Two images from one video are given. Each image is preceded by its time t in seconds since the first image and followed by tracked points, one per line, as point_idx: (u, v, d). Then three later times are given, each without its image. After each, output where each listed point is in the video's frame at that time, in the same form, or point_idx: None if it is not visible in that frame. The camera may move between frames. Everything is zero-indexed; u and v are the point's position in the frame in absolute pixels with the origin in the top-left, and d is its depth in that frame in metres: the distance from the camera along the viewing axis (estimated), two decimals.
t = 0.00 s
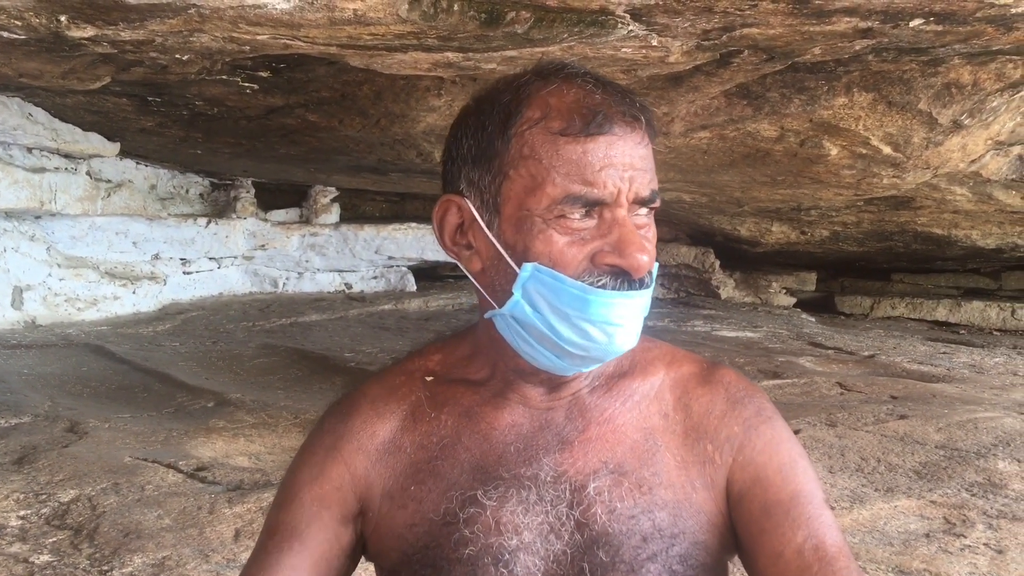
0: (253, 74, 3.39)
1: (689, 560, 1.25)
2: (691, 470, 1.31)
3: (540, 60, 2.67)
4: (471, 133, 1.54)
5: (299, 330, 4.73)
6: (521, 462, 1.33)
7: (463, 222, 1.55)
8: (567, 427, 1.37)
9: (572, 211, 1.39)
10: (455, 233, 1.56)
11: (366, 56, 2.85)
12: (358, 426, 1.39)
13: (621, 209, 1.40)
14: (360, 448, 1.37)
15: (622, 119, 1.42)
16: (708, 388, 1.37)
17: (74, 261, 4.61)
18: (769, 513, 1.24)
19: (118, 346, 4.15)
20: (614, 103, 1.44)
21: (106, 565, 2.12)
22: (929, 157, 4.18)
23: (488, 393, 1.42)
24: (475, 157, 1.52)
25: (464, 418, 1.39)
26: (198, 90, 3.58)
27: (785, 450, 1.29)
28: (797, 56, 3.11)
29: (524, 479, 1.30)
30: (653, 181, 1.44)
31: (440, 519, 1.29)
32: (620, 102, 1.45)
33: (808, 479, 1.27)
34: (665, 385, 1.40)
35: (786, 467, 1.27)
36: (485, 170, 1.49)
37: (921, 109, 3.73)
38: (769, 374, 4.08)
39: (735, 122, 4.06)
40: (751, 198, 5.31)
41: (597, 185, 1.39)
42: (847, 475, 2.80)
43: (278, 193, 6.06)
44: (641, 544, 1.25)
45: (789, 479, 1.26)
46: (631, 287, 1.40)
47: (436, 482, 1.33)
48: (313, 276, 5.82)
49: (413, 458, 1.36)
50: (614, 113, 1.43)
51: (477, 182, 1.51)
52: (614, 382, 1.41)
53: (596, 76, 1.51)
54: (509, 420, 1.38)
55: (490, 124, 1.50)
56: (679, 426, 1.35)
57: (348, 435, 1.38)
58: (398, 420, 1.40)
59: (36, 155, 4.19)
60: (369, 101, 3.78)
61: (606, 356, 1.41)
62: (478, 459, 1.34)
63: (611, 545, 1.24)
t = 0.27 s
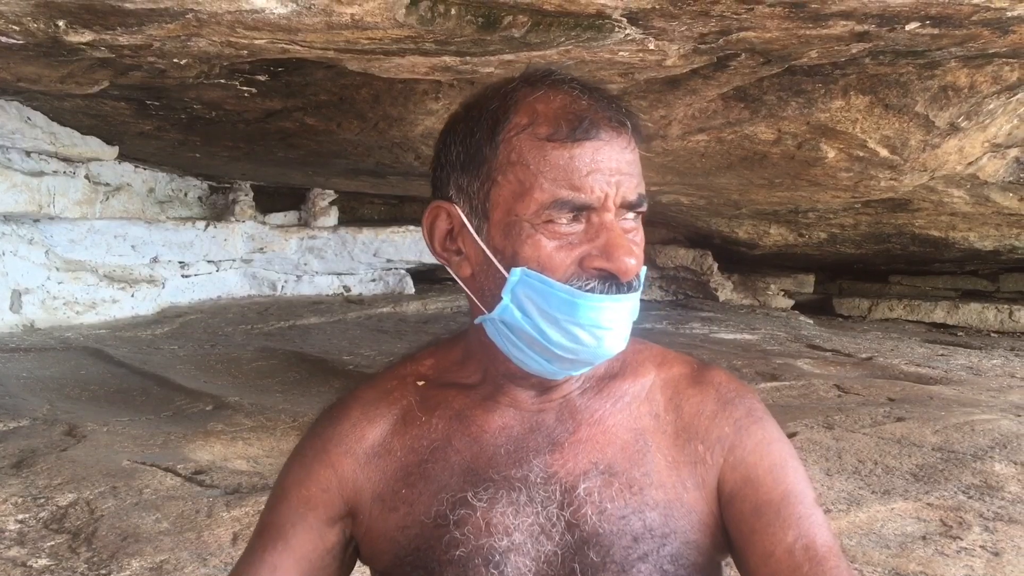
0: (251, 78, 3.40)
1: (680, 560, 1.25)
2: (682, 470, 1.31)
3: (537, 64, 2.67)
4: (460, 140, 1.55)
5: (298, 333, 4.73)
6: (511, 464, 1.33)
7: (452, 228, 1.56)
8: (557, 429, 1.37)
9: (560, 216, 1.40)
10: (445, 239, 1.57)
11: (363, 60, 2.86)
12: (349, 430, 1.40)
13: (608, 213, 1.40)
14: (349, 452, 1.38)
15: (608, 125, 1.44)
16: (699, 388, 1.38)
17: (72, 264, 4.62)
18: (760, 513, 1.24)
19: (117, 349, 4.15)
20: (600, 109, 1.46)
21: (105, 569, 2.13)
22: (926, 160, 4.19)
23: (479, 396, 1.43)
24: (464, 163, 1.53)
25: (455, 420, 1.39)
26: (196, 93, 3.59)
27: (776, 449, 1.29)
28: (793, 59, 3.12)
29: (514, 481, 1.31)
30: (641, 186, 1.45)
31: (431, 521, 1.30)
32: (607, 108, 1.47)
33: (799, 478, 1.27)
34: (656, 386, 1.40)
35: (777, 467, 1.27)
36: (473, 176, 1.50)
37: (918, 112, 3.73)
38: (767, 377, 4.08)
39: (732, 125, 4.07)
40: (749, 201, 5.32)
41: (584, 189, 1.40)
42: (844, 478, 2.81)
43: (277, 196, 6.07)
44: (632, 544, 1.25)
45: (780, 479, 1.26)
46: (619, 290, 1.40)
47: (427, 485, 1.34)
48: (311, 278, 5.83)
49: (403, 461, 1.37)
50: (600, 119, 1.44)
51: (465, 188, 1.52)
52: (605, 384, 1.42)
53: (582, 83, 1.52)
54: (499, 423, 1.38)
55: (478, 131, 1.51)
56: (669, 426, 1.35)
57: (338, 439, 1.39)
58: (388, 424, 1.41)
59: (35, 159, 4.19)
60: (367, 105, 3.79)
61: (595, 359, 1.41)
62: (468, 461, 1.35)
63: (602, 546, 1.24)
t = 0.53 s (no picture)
0: (251, 81, 3.40)
1: (676, 559, 1.25)
2: (677, 470, 1.31)
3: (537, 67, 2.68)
4: (450, 145, 1.56)
5: (298, 336, 4.73)
6: (506, 465, 1.34)
7: (444, 233, 1.57)
8: (552, 430, 1.37)
9: (548, 220, 1.41)
10: (437, 244, 1.58)
11: (364, 64, 2.87)
12: (345, 433, 1.40)
13: (596, 216, 1.41)
14: (344, 456, 1.38)
15: (595, 129, 1.44)
16: (694, 389, 1.38)
17: (72, 267, 4.62)
18: (755, 512, 1.24)
19: (117, 352, 4.16)
20: (587, 114, 1.46)
21: (105, 571, 2.13)
22: (926, 163, 4.20)
23: (473, 398, 1.44)
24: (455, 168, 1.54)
25: (450, 423, 1.40)
26: (197, 97, 3.60)
27: (771, 449, 1.29)
28: (793, 63, 3.13)
29: (509, 482, 1.31)
30: (628, 189, 1.46)
31: (426, 523, 1.31)
32: (594, 112, 1.47)
33: (794, 478, 1.27)
34: (650, 387, 1.40)
35: (772, 467, 1.27)
36: (463, 181, 1.51)
37: (918, 115, 3.74)
38: (767, 379, 4.08)
39: (732, 128, 4.07)
40: (749, 204, 5.32)
41: (571, 193, 1.41)
42: (843, 480, 2.81)
43: (277, 199, 6.08)
44: (627, 543, 1.25)
45: (774, 479, 1.26)
46: (608, 292, 1.40)
47: (422, 488, 1.34)
48: (311, 281, 5.83)
49: (398, 464, 1.37)
50: (587, 123, 1.45)
51: (456, 193, 1.53)
52: (600, 385, 1.43)
53: (570, 87, 1.53)
54: (494, 425, 1.39)
55: (467, 136, 1.51)
56: (665, 426, 1.35)
57: (334, 443, 1.39)
58: (384, 428, 1.41)
59: (35, 162, 4.20)
60: (367, 108, 3.79)
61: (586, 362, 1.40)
62: (463, 463, 1.35)
63: (598, 545, 1.25)
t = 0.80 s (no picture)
0: (252, 83, 3.41)
1: (675, 557, 1.25)
2: (675, 469, 1.31)
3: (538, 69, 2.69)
4: (445, 150, 1.56)
5: (298, 337, 4.74)
6: (505, 466, 1.34)
7: (440, 237, 1.57)
8: (550, 430, 1.38)
9: (541, 227, 1.41)
10: (433, 248, 1.59)
11: (365, 66, 2.87)
12: (343, 439, 1.40)
13: (590, 222, 1.41)
14: (344, 461, 1.38)
15: (589, 135, 1.44)
16: (691, 388, 1.38)
17: (73, 267, 4.63)
18: (753, 511, 1.24)
19: (118, 353, 4.16)
20: (581, 119, 1.46)
21: (107, 572, 2.14)
22: (925, 165, 4.20)
23: (470, 400, 1.44)
24: (449, 175, 1.54)
25: (448, 426, 1.40)
26: (198, 98, 3.60)
27: (769, 448, 1.30)
28: (794, 65, 3.13)
29: (508, 483, 1.31)
30: (622, 195, 1.46)
31: (426, 525, 1.31)
32: (588, 118, 1.47)
33: (791, 477, 1.27)
34: (648, 386, 1.41)
35: (769, 465, 1.28)
36: (458, 187, 1.51)
37: (918, 117, 3.75)
38: (767, 381, 4.09)
39: (732, 130, 4.08)
40: (749, 205, 5.33)
41: (565, 200, 1.41)
42: (843, 482, 2.82)
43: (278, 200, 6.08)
44: (626, 542, 1.25)
45: (772, 477, 1.26)
46: (602, 299, 1.41)
47: (422, 490, 1.34)
48: (311, 282, 5.83)
49: (397, 467, 1.38)
50: (581, 129, 1.45)
51: (451, 198, 1.53)
52: (597, 385, 1.43)
53: (564, 92, 1.53)
54: (492, 427, 1.39)
55: (462, 141, 1.52)
56: (662, 425, 1.36)
57: (333, 448, 1.39)
58: (382, 431, 1.42)
59: (36, 162, 4.20)
60: (367, 109, 3.80)
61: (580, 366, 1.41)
62: (462, 464, 1.35)
63: (596, 545, 1.25)
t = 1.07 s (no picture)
0: (252, 82, 3.41)
1: (672, 556, 1.25)
2: (672, 468, 1.32)
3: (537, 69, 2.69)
4: (441, 150, 1.56)
5: (298, 336, 4.74)
6: (502, 465, 1.34)
7: (436, 237, 1.58)
8: (547, 430, 1.38)
9: (536, 228, 1.41)
10: (430, 247, 1.59)
11: (364, 65, 2.87)
12: (341, 439, 1.41)
13: (585, 224, 1.41)
14: (342, 461, 1.39)
15: (585, 136, 1.44)
16: (688, 387, 1.38)
17: (72, 266, 4.62)
18: (749, 510, 1.25)
19: (117, 352, 4.16)
20: (577, 121, 1.46)
21: (106, 571, 2.14)
22: (925, 165, 4.20)
23: (467, 400, 1.44)
24: (445, 175, 1.54)
25: (445, 425, 1.40)
26: (197, 97, 3.60)
27: (765, 448, 1.30)
28: (793, 65, 3.13)
29: (504, 482, 1.32)
30: (617, 197, 1.46)
31: (423, 523, 1.31)
32: (584, 120, 1.47)
33: (787, 476, 1.27)
34: (645, 386, 1.41)
35: (766, 465, 1.28)
36: (454, 187, 1.51)
37: (917, 117, 3.75)
38: (766, 381, 4.09)
39: (732, 130, 4.08)
40: (748, 205, 5.33)
41: (560, 202, 1.41)
42: (842, 482, 2.82)
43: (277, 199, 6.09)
44: (623, 541, 1.25)
45: (769, 477, 1.27)
46: (597, 299, 1.41)
47: (419, 489, 1.34)
48: (311, 281, 5.83)
49: (394, 467, 1.38)
50: (577, 131, 1.45)
51: (447, 199, 1.53)
52: (595, 385, 1.43)
53: (560, 92, 1.53)
54: (489, 426, 1.39)
55: (458, 142, 1.52)
56: (659, 425, 1.36)
57: (331, 448, 1.40)
58: (379, 431, 1.42)
59: (35, 161, 4.19)
60: (367, 109, 3.80)
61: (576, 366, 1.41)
62: (459, 463, 1.36)
63: (593, 544, 1.25)
